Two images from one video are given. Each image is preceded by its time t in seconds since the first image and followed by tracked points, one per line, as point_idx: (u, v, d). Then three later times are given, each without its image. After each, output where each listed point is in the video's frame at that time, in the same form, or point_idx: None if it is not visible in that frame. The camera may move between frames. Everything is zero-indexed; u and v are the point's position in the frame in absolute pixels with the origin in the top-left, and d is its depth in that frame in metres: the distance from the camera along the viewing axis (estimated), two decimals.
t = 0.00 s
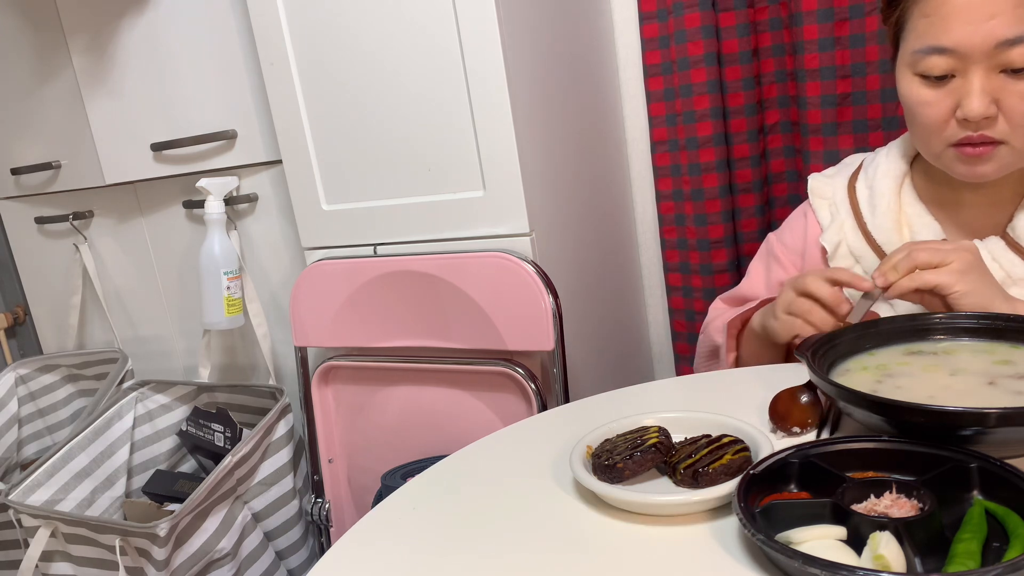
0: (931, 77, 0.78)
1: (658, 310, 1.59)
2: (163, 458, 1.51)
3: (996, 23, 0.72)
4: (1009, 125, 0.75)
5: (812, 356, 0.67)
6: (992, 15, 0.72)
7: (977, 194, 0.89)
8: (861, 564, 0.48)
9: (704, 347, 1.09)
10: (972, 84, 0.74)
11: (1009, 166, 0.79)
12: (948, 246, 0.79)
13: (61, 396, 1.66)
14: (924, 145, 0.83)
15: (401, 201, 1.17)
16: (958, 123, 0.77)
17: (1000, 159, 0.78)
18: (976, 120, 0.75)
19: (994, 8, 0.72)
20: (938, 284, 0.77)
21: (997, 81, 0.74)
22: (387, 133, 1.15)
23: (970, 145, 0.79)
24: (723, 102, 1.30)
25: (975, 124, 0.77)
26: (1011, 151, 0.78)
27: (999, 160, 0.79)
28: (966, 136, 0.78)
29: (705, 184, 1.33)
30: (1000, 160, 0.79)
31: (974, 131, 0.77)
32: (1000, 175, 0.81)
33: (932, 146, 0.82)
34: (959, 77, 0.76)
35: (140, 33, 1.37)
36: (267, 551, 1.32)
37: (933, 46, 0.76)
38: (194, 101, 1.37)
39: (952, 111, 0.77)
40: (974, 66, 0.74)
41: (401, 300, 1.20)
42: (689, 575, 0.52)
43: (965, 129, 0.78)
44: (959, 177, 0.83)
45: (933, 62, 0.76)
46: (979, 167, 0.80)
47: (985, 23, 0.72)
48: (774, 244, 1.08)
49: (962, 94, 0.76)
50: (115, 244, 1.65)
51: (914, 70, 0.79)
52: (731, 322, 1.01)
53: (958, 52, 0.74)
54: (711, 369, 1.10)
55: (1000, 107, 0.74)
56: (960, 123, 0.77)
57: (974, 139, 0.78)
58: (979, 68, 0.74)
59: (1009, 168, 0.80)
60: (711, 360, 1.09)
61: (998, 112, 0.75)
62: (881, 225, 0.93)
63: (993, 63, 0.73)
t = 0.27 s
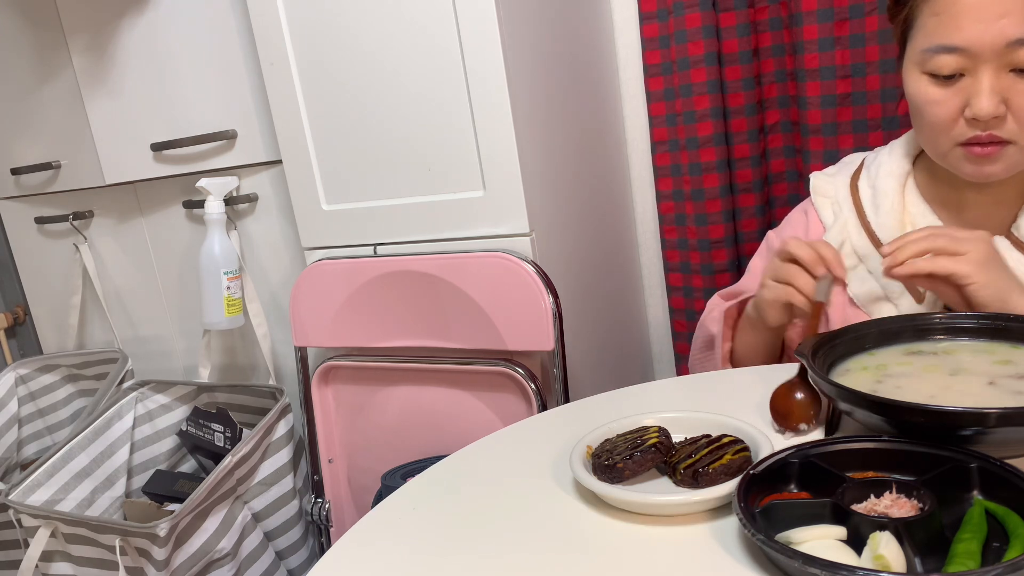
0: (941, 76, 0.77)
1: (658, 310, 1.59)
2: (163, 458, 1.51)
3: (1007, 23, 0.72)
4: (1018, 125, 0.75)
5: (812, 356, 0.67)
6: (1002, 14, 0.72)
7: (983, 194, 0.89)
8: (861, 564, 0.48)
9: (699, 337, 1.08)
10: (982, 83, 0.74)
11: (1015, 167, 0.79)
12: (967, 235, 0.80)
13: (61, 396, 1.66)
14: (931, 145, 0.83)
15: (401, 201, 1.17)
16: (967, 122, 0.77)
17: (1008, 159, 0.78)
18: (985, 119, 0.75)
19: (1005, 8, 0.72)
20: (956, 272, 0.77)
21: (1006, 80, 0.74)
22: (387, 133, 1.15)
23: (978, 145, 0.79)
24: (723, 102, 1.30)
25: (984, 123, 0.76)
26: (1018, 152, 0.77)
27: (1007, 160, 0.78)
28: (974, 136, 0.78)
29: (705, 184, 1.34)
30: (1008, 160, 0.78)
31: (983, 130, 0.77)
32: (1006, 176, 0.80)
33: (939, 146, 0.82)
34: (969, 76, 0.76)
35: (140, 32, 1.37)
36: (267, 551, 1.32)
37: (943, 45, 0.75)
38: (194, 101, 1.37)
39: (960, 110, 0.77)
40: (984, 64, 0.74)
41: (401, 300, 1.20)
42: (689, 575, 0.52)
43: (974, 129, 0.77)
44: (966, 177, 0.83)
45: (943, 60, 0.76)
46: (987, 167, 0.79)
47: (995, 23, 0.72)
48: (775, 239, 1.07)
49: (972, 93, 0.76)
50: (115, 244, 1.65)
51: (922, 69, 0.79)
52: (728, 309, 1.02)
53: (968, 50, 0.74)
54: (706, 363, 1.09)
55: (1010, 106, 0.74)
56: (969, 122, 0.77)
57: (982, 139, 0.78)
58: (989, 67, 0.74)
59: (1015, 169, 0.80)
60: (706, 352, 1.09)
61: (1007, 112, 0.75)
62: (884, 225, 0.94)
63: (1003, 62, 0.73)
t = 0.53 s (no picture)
0: (942, 83, 0.77)
1: (658, 310, 1.59)
2: (163, 458, 1.51)
3: (1009, 29, 0.71)
4: (1019, 132, 0.75)
5: (811, 355, 0.67)
6: (1004, 20, 0.72)
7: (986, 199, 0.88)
8: (861, 564, 0.48)
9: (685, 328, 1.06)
10: (983, 90, 0.74)
11: (1017, 172, 0.79)
12: None
13: (61, 396, 1.66)
14: (932, 150, 0.83)
15: (401, 201, 1.17)
16: (968, 129, 0.77)
17: (1010, 166, 0.78)
18: (986, 126, 0.75)
19: (1006, 13, 0.72)
20: None
21: (1007, 87, 0.74)
22: (387, 133, 1.14)
23: (979, 152, 0.79)
24: (723, 102, 1.30)
25: (985, 130, 0.76)
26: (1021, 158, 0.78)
27: (1009, 167, 0.78)
28: (976, 143, 0.78)
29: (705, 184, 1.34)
30: (1009, 167, 0.78)
31: (984, 137, 0.77)
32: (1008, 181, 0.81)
33: (941, 152, 0.81)
34: (969, 82, 0.75)
35: (140, 32, 1.37)
36: (267, 551, 1.32)
37: (944, 51, 0.75)
38: (194, 101, 1.37)
39: (962, 117, 0.77)
40: (985, 71, 0.74)
41: (401, 300, 1.20)
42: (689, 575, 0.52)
43: (975, 135, 0.77)
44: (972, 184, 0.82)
45: (943, 67, 0.76)
46: (988, 174, 0.79)
47: (997, 29, 0.72)
48: (775, 238, 1.05)
49: (973, 99, 0.75)
50: (115, 245, 1.65)
51: (923, 75, 0.78)
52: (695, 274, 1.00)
53: (969, 57, 0.74)
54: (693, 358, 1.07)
55: (1012, 113, 0.74)
56: (970, 129, 0.77)
57: (984, 146, 0.78)
58: (990, 73, 0.74)
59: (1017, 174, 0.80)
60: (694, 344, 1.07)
61: (1008, 118, 0.75)
62: (886, 227, 0.92)
63: (1004, 68, 0.73)
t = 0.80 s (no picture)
0: (945, 94, 0.75)
1: (658, 310, 1.59)
2: (163, 458, 1.51)
3: (1013, 39, 0.69)
4: None
5: (811, 355, 0.67)
6: (1009, 30, 0.69)
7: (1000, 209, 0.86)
8: (861, 564, 0.48)
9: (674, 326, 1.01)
10: (988, 101, 0.71)
11: None
12: None
13: (61, 396, 1.66)
14: (938, 160, 0.80)
15: (400, 201, 1.17)
16: (973, 141, 0.74)
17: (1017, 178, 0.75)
18: (991, 138, 0.72)
19: (1010, 23, 0.69)
20: None
21: (1013, 98, 0.71)
22: (388, 132, 1.15)
23: (985, 164, 0.76)
24: (723, 102, 1.30)
25: (990, 142, 0.74)
26: None
27: (1016, 178, 0.76)
28: (981, 154, 0.75)
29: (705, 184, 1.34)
30: (1016, 179, 0.76)
31: (989, 149, 0.74)
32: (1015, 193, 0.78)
33: (946, 162, 0.79)
34: (974, 93, 0.73)
35: (139, 32, 1.37)
36: (267, 551, 1.32)
37: (947, 62, 0.72)
38: (194, 100, 1.37)
39: (966, 128, 0.74)
40: (990, 82, 0.71)
41: (401, 300, 1.20)
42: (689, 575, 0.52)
43: (980, 147, 0.75)
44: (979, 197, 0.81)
45: (946, 78, 0.73)
46: (993, 187, 0.77)
47: (1001, 39, 0.69)
48: (780, 232, 1.03)
49: (977, 111, 0.73)
50: (115, 245, 1.65)
51: (926, 85, 0.76)
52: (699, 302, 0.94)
53: (973, 67, 0.71)
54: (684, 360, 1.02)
55: (1017, 125, 0.71)
56: (974, 141, 0.74)
57: (989, 158, 0.75)
58: (995, 84, 0.71)
59: None
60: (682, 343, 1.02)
61: (1014, 130, 0.72)
62: (898, 230, 0.88)
63: (1009, 79, 0.70)
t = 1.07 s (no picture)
0: (946, 110, 0.73)
1: (658, 310, 1.60)
2: (163, 458, 1.51)
3: (1014, 57, 0.67)
4: None
5: (811, 355, 0.67)
6: (1009, 48, 0.67)
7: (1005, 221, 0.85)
8: (861, 564, 0.48)
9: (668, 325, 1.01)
10: (988, 120, 0.70)
11: None
12: None
13: (61, 396, 1.66)
14: (940, 175, 0.80)
15: (400, 201, 1.17)
16: (973, 157, 0.73)
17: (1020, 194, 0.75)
18: (992, 156, 0.71)
19: (1011, 40, 0.67)
20: None
21: (1014, 116, 0.69)
22: (388, 132, 1.15)
23: (987, 179, 0.75)
24: (723, 102, 1.30)
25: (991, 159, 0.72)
26: None
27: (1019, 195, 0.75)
28: (982, 170, 0.74)
29: (705, 184, 1.34)
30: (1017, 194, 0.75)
31: (990, 165, 0.73)
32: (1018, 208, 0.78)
33: (949, 178, 0.79)
34: (974, 110, 0.71)
35: (139, 32, 1.37)
36: (267, 551, 1.32)
37: (946, 78, 0.71)
38: (194, 101, 1.37)
39: (967, 145, 0.73)
40: (990, 100, 0.69)
41: (401, 300, 1.20)
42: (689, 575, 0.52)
43: (981, 164, 0.74)
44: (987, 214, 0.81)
45: (946, 95, 0.72)
46: (995, 202, 0.76)
47: (1001, 57, 0.67)
48: (779, 232, 1.02)
49: (977, 128, 0.71)
50: (115, 245, 1.65)
51: (927, 100, 0.75)
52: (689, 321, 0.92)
53: (972, 85, 0.70)
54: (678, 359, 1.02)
55: (1018, 142, 0.70)
56: (975, 158, 0.73)
57: (991, 176, 0.75)
58: (996, 102, 0.69)
59: None
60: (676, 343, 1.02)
61: (1015, 148, 0.70)
62: (900, 238, 0.88)
63: (1010, 97, 0.69)
